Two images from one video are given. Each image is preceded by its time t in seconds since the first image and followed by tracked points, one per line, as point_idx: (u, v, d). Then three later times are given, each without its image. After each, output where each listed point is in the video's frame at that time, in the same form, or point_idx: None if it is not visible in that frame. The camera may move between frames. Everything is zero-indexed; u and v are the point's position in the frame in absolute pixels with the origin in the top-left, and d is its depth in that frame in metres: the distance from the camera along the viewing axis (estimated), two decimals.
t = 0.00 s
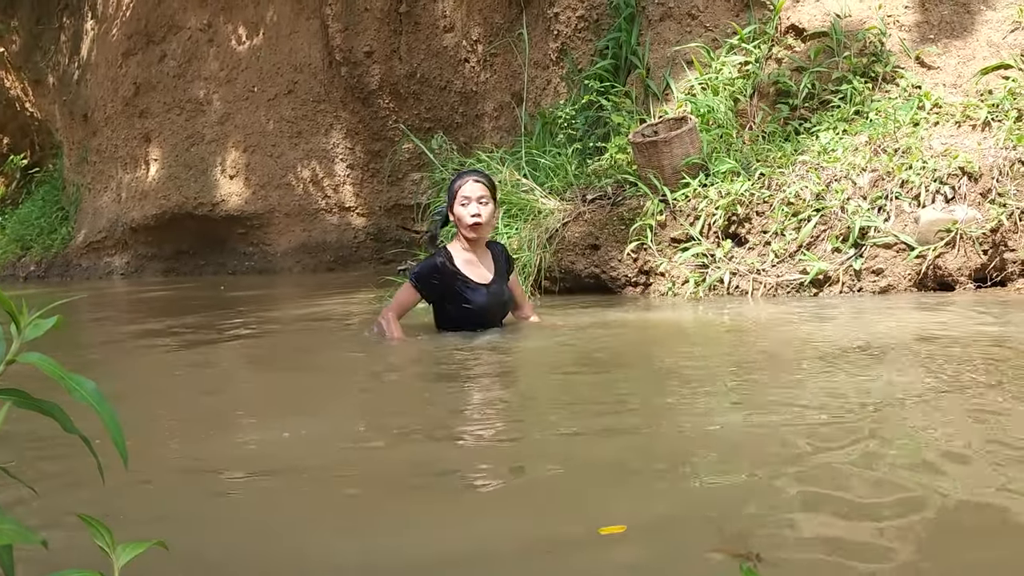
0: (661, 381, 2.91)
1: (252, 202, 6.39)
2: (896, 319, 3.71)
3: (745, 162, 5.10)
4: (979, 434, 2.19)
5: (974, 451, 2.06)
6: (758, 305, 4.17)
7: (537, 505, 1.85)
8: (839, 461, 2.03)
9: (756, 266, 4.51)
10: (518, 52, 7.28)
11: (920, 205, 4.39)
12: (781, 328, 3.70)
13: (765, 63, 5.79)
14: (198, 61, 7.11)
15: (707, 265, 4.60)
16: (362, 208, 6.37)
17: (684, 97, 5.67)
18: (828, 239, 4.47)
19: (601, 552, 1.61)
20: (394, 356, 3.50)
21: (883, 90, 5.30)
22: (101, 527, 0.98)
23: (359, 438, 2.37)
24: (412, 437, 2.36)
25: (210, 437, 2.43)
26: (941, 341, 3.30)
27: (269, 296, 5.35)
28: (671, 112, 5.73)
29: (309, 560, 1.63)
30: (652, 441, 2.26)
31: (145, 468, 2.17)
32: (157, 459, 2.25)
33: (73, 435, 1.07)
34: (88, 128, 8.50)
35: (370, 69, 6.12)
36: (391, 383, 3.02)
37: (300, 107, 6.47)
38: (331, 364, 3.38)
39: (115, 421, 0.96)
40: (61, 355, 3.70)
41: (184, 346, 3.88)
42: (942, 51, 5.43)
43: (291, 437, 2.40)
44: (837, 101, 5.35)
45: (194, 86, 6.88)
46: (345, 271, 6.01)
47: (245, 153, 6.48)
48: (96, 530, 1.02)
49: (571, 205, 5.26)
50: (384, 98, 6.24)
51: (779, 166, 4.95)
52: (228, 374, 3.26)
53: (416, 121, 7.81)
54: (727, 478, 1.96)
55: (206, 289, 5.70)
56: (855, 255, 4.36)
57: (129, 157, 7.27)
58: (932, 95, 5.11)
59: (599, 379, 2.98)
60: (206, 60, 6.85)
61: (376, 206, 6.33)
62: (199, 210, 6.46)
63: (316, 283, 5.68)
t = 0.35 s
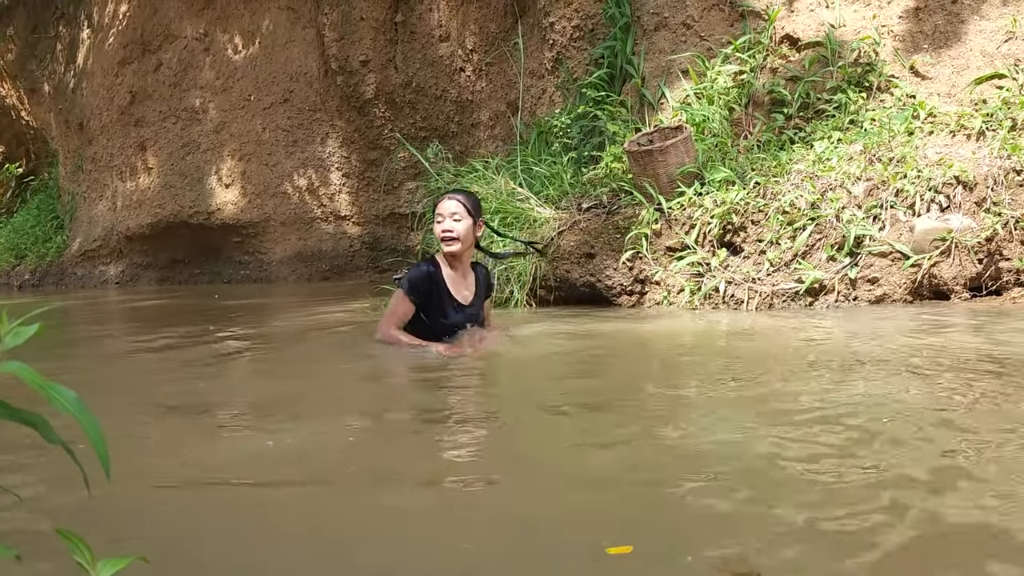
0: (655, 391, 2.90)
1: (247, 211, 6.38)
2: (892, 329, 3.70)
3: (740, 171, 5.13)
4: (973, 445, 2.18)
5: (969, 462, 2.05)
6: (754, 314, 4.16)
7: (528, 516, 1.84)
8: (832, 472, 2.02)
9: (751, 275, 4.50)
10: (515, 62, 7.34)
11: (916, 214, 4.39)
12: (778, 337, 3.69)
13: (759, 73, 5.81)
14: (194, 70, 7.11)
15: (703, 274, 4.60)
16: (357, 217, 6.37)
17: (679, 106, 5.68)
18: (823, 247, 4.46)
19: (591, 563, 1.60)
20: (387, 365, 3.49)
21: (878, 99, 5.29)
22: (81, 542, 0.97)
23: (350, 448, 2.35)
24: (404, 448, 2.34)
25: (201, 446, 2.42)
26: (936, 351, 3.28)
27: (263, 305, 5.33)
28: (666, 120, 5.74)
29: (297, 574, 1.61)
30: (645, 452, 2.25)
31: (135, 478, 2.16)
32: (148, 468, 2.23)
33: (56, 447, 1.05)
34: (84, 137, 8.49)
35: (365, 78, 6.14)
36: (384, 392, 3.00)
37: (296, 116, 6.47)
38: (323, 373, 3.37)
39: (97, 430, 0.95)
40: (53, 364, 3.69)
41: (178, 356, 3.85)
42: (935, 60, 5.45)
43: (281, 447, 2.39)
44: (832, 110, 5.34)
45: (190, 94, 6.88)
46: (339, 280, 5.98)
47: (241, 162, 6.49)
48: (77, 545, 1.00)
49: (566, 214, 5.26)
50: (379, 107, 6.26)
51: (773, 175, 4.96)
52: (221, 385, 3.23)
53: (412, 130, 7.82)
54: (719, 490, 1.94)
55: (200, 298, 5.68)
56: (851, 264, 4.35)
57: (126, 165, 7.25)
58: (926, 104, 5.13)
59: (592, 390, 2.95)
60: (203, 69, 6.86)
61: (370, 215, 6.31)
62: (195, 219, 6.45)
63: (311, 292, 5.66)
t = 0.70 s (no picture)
0: (647, 403, 2.88)
1: (240, 222, 6.37)
2: (886, 341, 3.69)
3: (732, 182, 5.13)
4: (966, 457, 2.17)
5: (962, 474, 2.04)
6: (747, 326, 4.16)
7: (522, 530, 1.81)
8: (826, 484, 2.01)
9: (744, 287, 4.51)
10: (507, 73, 7.36)
11: (906, 226, 4.40)
12: (771, 348, 3.68)
13: (751, 85, 5.82)
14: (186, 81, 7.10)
15: (695, 286, 4.60)
16: (350, 228, 6.35)
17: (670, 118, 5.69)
18: (816, 260, 4.47)
19: None
20: (378, 377, 3.46)
21: (868, 112, 5.31)
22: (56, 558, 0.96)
23: (341, 461, 2.33)
24: (395, 460, 2.32)
25: (191, 459, 2.39)
26: (930, 363, 3.27)
27: (254, 316, 5.30)
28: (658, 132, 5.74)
29: None
30: (639, 462, 2.23)
31: (121, 493, 2.13)
32: (135, 482, 2.21)
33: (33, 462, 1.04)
34: (76, 148, 8.48)
35: (358, 89, 6.13)
36: (374, 404, 2.98)
37: (289, 127, 6.46)
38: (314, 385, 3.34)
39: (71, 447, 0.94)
40: (42, 376, 3.66)
41: (167, 368, 3.81)
42: (925, 73, 5.48)
43: (272, 460, 2.37)
44: (823, 122, 5.35)
45: (183, 105, 6.87)
46: (331, 292, 5.96)
47: (233, 173, 6.47)
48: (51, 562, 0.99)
49: (559, 225, 5.25)
50: (372, 118, 6.25)
51: (765, 187, 4.97)
52: (210, 397, 3.19)
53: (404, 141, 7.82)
54: (712, 501, 1.93)
55: (191, 309, 5.66)
56: (842, 276, 4.38)
57: (119, 176, 7.23)
58: (917, 117, 5.14)
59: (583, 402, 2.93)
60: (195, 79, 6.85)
61: (362, 226, 6.30)
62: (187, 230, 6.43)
63: (302, 303, 5.63)
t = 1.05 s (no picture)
0: (637, 412, 2.88)
1: (230, 232, 6.36)
2: (876, 351, 3.70)
3: (723, 193, 5.14)
4: (953, 465, 2.18)
5: (948, 482, 2.05)
6: (737, 336, 4.16)
7: (514, 542, 1.80)
8: (815, 492, 2.02)
9: (734, 297, 4.52)
10: (498, 84, 7.39)
11: (896, 236, 4.43)
12: (762, 358, 3.69)
13: (741, 96, 5.85)
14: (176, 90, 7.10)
15: (686, 296, 4.61)
16: (341, 237, 6.35)
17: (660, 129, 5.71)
18: (805, 270, 4.49)
19: None
20: (370, 386, 3.45)
21: (857, 124, 5.39)
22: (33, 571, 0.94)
23: (331, 471, 2.33)
24: (386, 470, 2.33)
25: (180, 469, 2.39)
26: (919, 373, 3.28)
27: (244, 325, 5.28)
28: (648, 142, 5.76)
29: None
30: (629, 471, 2.24)
31: (109, 505, 2.11)
32: (125, 492, 2.21)
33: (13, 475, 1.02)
34: (66, 157, 8.45)
35: (349, 99, 6.13)
36: (365, 414, 2.98)
37: (280, 136, 6.45)
38: (304, 394, 3.34)
39: (56, 461, 0.94)
40: (30, 386, 3.65)
41: (156, 378, 3.79)
42: (913, 85, 5.53)
43: (262, 469, 2.37)
44: (812, 133, 5.38)
45: (174, 114, 6.86)
46: (322, 302, 5.94)
47: (224, 182, 6.46)
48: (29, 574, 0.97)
49: (549, 235, 5.26)
50: (363, 127, 6.25)
51: (755, 198, 4.98)
52: (200, 406, 3.17)
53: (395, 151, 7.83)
54: (700, 510, 1.94)
55: (180, 319, 5.63)
56: (831, 286, 4.40)
57: (108, 185, 7.21)
58: (906, 129, 5.16)
59: (574, 411, 2.93)
60: (186, 88, 6.84)
61: (353, 235, 6.32)
62: (177, 239, 6.42)
63: (293, 313, 5.62)
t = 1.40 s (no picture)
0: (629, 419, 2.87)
1: (218, 239, 6.33)
2: (866, 358, 3.70)
3: (713, 202, 5.14)
4: (941, 471, 2.19)
5: (936, 487, 2.07)
6: (727, 343, 4.16)
7: (509, 549, 1.79)
8: (805, 498, 2.02)
9: (724, 305, 4.51)
10: (488, 91, 7.39)
11: (885, 244, 4.43)
12: (753, 365, 3.69)
13: (730, 105, 5.87)
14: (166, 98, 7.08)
15: (676, 303, 4.60)
16: (331, 245, 6.34)
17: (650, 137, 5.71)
18: (796, 278, 4.49)
19: None
20: (360, 394, 3.43)
21: (847, 132, 5.38)
22: None
23: (321, 478, 2.32)
24: (379, 478, 2.31)
25: (169, 477, 2.38)
26: (909, 380, 3.29)
27: (233, 333, 5.25)
28: (638, 150, 5.76)
29: None
30: (619, 478, 2.24)
31: (97, 513, 2.08)
32: (113, 500, 2.19)
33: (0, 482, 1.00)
34: (54, 165, 8.39)
35: (340, 107, 6.09)
36: (354, 422, 2.96)
37: (270, 144, 6.43)
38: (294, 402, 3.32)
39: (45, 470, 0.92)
40: (16, 394, 3.61)
41: (144, 385, 3.76)
42: (902, 94, 5.56)
43: (251, 477, 2.35)
44: (801, 141, 5.39)
45: (162, 121, 6.83)
46: (311, 309, 5.91)
47: (213, 190, 6.43)
48: None
49: (540, 242, 5.25)
50: (353, 136, 6.24)
51: (744, 206, 4.98)
52: (188, 414, 3.14)
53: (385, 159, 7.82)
54: (692, 516, 1.94)
55: (168, 327, 5.60)
56: (823, 295, 4.36)
57: (95, 193, 7.17)
58: (894, 137, 5.18)
59: (564, 418, 2.93)
60: (175, 95, 6.81)
61: (344, 243, 6.29)
62: (165, 246, 6.38)
63: (283, 321, 5.59)
